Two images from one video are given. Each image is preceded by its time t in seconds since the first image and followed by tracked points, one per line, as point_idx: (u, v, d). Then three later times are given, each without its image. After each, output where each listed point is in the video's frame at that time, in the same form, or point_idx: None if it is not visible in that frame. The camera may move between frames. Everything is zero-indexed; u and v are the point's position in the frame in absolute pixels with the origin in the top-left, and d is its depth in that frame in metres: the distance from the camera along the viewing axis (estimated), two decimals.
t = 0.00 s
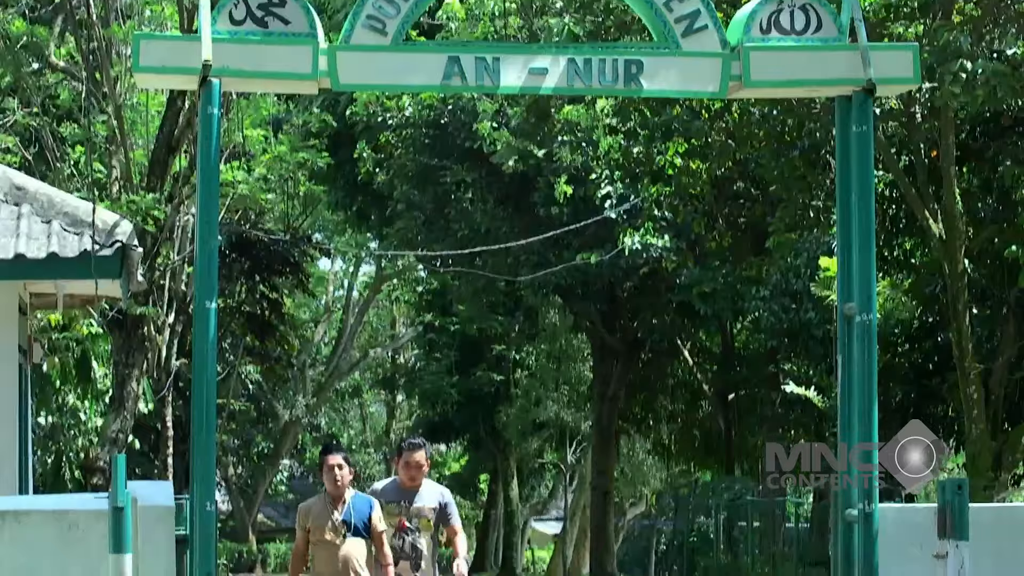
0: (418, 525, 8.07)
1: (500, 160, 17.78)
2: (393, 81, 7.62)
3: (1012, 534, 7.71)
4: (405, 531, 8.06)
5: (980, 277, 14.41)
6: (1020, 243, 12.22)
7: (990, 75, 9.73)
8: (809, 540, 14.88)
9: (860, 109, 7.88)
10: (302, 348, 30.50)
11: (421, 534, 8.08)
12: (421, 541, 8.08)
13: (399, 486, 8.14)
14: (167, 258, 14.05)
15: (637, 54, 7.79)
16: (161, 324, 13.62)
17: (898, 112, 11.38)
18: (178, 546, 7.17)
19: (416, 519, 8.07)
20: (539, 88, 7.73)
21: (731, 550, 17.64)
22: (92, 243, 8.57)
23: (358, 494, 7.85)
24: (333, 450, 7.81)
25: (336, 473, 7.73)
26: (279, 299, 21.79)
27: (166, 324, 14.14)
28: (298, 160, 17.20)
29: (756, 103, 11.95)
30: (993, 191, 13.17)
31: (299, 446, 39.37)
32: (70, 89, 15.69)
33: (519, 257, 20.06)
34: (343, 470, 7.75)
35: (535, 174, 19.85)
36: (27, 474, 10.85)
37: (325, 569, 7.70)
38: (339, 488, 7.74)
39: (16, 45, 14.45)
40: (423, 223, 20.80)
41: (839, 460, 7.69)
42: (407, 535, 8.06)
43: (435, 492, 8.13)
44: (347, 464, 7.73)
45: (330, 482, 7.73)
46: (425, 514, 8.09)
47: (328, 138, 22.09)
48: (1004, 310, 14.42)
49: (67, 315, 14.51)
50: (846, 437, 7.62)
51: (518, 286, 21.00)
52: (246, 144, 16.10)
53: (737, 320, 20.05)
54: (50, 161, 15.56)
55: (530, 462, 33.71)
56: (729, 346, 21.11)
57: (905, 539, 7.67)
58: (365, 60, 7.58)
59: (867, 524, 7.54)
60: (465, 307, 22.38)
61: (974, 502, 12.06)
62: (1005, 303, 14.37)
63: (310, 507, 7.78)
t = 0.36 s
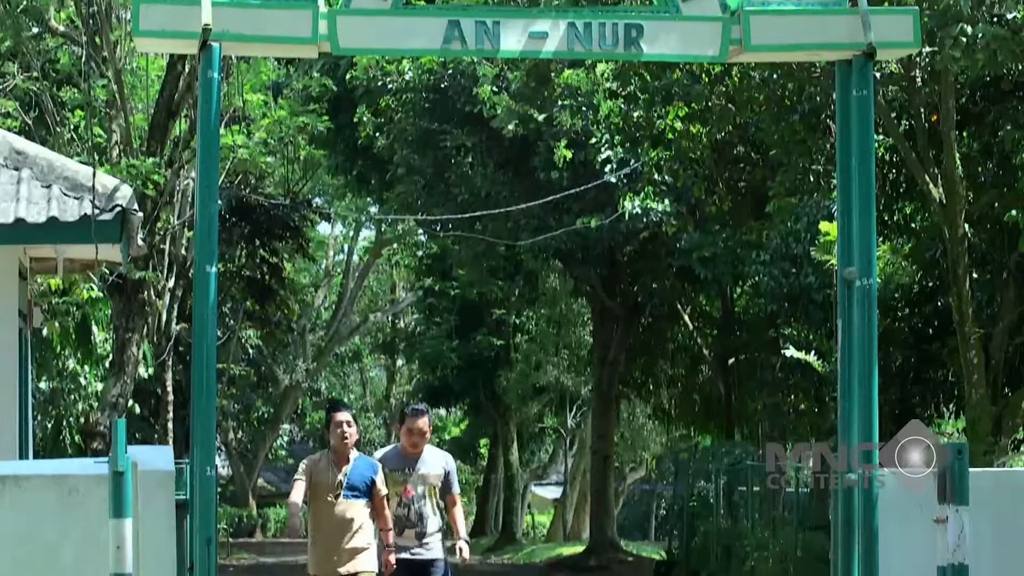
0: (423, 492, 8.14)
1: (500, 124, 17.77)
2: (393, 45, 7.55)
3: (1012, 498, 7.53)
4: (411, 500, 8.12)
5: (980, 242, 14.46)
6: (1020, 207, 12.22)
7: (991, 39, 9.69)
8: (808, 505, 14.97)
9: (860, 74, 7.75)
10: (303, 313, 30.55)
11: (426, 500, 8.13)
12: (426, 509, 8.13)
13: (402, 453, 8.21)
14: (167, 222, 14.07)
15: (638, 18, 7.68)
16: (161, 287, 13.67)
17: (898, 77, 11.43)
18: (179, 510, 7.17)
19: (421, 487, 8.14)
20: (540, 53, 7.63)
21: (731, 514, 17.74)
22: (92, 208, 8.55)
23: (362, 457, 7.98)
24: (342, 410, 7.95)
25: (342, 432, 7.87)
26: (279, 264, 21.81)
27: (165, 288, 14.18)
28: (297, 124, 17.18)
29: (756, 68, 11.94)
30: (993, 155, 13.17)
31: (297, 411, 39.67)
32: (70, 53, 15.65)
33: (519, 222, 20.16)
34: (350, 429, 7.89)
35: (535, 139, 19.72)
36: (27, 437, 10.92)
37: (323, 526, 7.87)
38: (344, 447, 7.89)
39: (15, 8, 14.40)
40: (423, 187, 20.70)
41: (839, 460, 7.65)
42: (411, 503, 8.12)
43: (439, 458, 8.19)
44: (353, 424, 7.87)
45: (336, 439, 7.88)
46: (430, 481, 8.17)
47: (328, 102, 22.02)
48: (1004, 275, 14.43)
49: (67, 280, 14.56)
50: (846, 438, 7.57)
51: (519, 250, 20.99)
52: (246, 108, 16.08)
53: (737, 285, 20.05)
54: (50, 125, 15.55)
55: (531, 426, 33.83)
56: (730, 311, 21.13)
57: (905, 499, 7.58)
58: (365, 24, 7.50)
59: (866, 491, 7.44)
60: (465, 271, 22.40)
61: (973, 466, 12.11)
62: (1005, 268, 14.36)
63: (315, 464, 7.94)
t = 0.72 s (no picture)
0: (435, 468, 7.86)
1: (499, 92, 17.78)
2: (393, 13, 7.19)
3: (1012, 467, 7.34)
4: (420, 476, 7.85)
5: (980, 210, 14.51)
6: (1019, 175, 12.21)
7: (992, 8, 9.64)
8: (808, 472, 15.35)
9: (861, 41, 7.60)
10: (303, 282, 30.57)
11: (437, 478, 7.85)
12: (438, 486, 7.84)
13: (417, 427, 7.96)
14: (167, 190, 14.08)
15: None
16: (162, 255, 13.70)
17: (899, 45, 11.40)
18: (178, 477, 7.27)
19: (433, 463, 7.87)
20: (540, 21, 7.29)
21: (731, 482, 17.83)
22: (92, 175, 8.56)
23: (377, 426, 7.40)
24: (358, 373, 7.40)
25: (354, 398, 7.31)
26: (278, 232, 21.77)
27: (165, 256, 14.20)
28: (297, 92, 17.14)
29: (756, 35, 11.91)
30: (993, 123, 13.17)
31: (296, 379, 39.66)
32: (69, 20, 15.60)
33: (519, 190, 20.13)
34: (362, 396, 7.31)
35: (535, 107, 19.66)
36: (26, 406, 10.95)
37: (332, 499, 7.25)
38: (357, 416, 7.32)
39: None
40: (424, 155, 20.73)
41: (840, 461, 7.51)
42: (421, 479, 7.85)
43: (455, 433, 7.96)
44: (366, 389, 7.30)
45: (348, 406, 7.31)
46: (443, 458, 7.91)
47: (328, 70, 21.95)
48: (1004, 243, 14.43)
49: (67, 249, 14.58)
50: (847, 430, 7.41)
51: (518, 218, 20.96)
52: (246, 76, 16.05)
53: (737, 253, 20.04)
54: (49, 94, 15.51)
55: (531, 395, 33.92)
56: (730, 280, 21.13)
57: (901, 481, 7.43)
58: None
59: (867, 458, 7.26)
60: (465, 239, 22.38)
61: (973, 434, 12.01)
62: (1005, 237, 14.35)
63: (328, 432, 7.36)
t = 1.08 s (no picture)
0: (444, 419, 7.48)
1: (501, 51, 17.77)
2: None
3: (1013, 428, 7.70)
4: (431, 427, 7.47)
5: (981, 170, 14.39)
6: (1020, 136, 12.22)
7: None
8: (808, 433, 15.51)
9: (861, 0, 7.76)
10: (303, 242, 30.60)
11: (448, 429, 7.47)
12: (449, 437, 7.47)
13: (424, 379, 7.60)
14: (167, 150, 14.09)
15: None
16: (162, 216, 13.73)
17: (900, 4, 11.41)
18: (179, 437, 7.27)
19: (442, 414, 7.49)
20: None
21: (732, 442, 17.96)
22: (92, 136, 8.56)
23: (364, 387, 7.35)
24: (336, 338, 7.28)
25: (335, 364, 7.22)
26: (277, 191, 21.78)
27: (164, 217, 14.23)
28: (297, 52, 17.11)
29: None
30: (994, 83, 13.17)
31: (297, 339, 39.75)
32: None
33: (519, 149, 20.09)
34: (344, 358, 7.25)
35: (535, 67, 19.62)
36: (27, 366, 11.02)
37: (325, 467, 7.24)
38: (343, 379, 7.26)
39: None
40: (424, 115, 20.56)
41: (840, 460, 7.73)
42: (431, 431, 7.47)
43: (463, 380, 7.58)
44: (346, 354, 7.20)
45: (330, 371, 7.23)
46: (453, 409, 7.51)
47: (328, 29, 21.87)
48: (1004, 204, 14.46)
49: (67, 210, 14.60)
50: (846, 389, 7.72)
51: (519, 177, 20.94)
52: (246, 37, 16.00)
53: (737, 212, 20.07)
54: (49, 54, 15.48)
55: (531, 355, 34.03)
56: (730, 240, 21.16)
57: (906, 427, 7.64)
58: None
59: (867, 415, 7.52)
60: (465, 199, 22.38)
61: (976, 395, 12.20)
62: (1005, 196, 14.37)
63: (313, 399, 7.31)
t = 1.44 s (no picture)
0: (437, 381, 7.06)
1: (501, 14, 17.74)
2: None
3: (1012, 388, 7.90)
4: (423, 391, 7.03)
5: (981, 132, 14.38)
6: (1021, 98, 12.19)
7: None
8: (808, 394, 15.49)
9: None
10: (303, 204, 30.60)
11: (441, 392, 7.05)
12: (441, 400, 7.05)
13: (412, 340, 7.15)
14: (167, 112, 14.10)
15: None
16: (163, 178, 13.75)
17: None
18: (180, 400, 7.38)
19: (434, 375, 7.07)
20: None
21: (732, 405, 18.08)
22: (92, 98, 8.57)
23: (356, 330, 7.20)
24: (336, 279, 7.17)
25: (334, 304, 7.10)
26: (278, 154, 21.82)
27: (165, 179, 14.26)
28: (297, 13, 17.07)
29: None
30: (995, 45, 13.12)
31: (298, 302, 39.85)
32: None
33: (519, 112, 20.08)
34: (343, 301, 7.13)
35: (535, 29, 19.58)
36: (28, 328, 11.10)
37: (313, 407, 7.04)
38: (337, 320, 7.12)
39: None
40: (424, 77, 20.54)
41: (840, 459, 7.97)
42: (423, 394, 7.03)
43: (456, 340, 7.15)
44: (347, 294, 7.10)
45: (327, 311, 7.09)
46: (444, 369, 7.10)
47: None
48: (1004, 165, 14.43)
49: (68, 172, 14.64)
50: (847, 349, 7.96)
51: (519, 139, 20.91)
52: None
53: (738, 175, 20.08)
54: (48, 16, 15.45)
55: (532, 317, 34.08)
56: (731, 201, 21.16)
57: (905, 390, 7.89)
58: None
59: (867, 377, 7.77)
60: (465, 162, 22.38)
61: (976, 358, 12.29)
62: (1005, 158, 14.35)
63: (305, 338, 7.11)
